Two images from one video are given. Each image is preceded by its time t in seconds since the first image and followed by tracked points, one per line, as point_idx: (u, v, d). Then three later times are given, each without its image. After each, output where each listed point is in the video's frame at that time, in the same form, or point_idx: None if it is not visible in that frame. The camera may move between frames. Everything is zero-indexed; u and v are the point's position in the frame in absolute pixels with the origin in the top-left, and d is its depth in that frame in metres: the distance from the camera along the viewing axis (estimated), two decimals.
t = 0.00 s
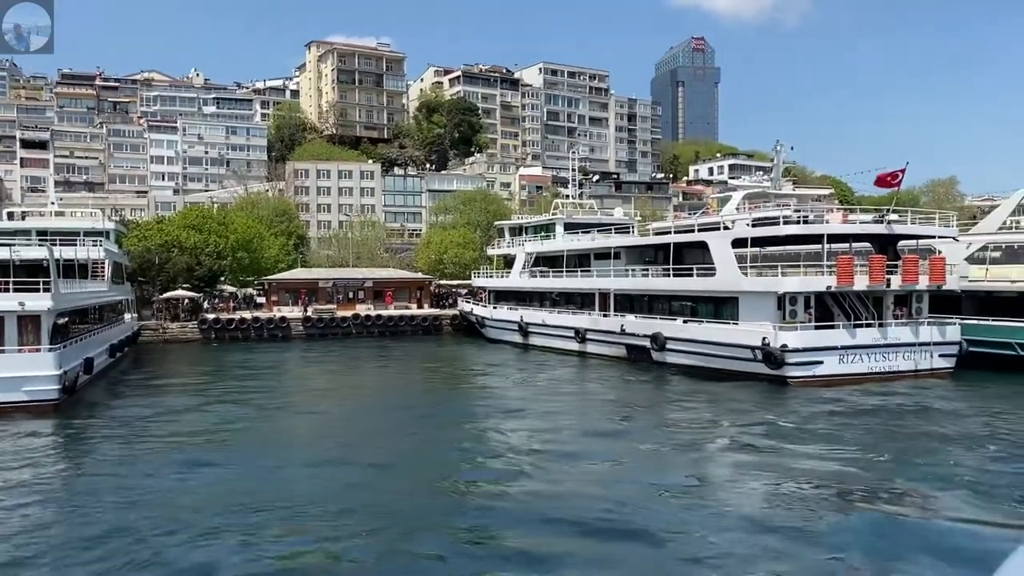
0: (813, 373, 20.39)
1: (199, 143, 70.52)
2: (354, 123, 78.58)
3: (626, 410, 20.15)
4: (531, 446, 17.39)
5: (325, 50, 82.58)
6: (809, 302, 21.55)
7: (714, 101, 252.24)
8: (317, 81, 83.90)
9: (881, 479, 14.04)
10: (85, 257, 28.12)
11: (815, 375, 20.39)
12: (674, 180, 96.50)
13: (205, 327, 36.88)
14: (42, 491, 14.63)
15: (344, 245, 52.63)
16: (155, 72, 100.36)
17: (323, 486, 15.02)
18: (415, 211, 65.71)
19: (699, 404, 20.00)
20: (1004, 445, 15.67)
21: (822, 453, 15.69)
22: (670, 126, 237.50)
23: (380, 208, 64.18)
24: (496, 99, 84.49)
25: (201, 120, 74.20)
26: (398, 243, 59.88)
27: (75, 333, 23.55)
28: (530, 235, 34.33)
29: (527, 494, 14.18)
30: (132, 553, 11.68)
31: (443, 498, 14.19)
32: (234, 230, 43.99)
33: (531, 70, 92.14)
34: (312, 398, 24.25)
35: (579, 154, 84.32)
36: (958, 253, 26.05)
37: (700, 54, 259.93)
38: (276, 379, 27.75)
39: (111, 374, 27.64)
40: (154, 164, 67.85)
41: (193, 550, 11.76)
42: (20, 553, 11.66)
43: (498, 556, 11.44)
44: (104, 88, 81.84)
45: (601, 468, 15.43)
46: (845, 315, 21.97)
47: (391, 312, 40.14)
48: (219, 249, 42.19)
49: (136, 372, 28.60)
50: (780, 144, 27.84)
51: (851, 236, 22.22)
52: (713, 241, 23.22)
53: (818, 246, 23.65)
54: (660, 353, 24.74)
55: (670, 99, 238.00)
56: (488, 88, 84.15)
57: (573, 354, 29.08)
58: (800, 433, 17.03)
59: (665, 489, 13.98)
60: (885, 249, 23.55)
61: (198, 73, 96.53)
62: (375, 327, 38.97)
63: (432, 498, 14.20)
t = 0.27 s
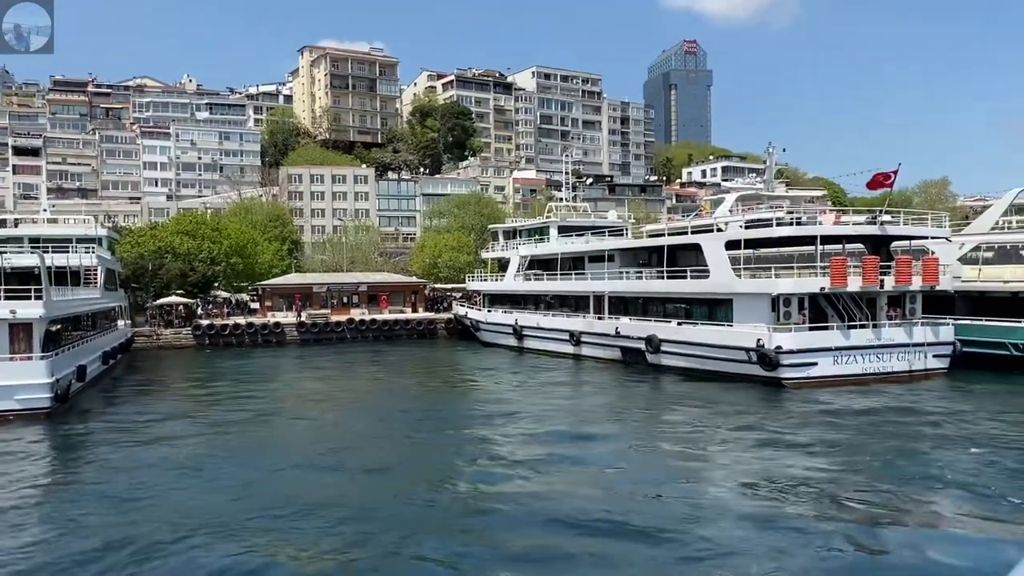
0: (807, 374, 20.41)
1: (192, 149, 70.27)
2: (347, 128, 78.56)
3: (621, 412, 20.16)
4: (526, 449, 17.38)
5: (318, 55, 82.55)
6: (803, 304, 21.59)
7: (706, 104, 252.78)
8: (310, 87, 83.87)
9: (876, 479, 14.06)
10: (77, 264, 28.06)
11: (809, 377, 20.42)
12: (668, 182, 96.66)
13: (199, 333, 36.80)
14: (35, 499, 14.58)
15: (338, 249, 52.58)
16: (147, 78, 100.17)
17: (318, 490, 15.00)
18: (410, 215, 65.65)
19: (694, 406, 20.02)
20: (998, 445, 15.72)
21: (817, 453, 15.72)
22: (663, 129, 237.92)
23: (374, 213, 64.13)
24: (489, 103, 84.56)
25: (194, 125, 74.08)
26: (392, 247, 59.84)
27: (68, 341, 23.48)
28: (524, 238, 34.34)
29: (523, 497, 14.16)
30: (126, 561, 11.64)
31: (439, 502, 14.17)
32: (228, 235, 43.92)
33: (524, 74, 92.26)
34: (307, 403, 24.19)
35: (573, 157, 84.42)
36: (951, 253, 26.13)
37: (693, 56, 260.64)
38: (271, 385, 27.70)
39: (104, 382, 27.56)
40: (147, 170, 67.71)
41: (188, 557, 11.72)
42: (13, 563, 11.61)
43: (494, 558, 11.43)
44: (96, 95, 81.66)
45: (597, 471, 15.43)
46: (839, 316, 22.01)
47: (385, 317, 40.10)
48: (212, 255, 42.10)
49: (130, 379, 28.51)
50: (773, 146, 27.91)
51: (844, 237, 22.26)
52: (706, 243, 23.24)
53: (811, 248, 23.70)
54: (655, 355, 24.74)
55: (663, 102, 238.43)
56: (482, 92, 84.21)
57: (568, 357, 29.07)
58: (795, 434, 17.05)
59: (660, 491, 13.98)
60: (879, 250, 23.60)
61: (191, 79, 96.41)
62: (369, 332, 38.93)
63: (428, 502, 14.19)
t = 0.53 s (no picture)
0: (806, 376, 20.39)
1: (189, 155, 70.33)
2: (344, 133, 78.63)
3: (619, 415, 20.12)
4: (526, 453, 17.34)
5: (314, 60, 82.64)
6: (801, 305, 21.58)
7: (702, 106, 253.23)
8: (306, 92, 83.89)
9: (877, 480, 14.04)
10: (73, 271, 28.02)
11: (808, 379, 20.39)
12: (665, 185, 96.77)
13: (197, 340, 36.79)
14: (32, 508, 14.51)
15: (335, 255, 52.58)
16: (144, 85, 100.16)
17: (317, 496, 14.94)
18: (407, 220, 65.66)
19: (693, 409, 19.98)
20: (997, 445, 15.71)
21: (816, 455, 15.69)
22: (659, 131, 238.37)
23: (371, 218, 64.14)
24: (485, 108, 84.65)
25: (190, 132, 74.09)
26: (389, 252, 59.87)
27: (64, 349, 23.42)
28: (521, 242, 34.34)
29: (523, 501, 14.12)
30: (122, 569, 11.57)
31: (439, 507, 14.12)
32: (225, 241, 43.91)
33: (520, 78, 92.38)
34: (305, 409, 24.13)
35: (569, 161, 84.53)
36: (948, 254, 26.14)
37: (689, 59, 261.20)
38: (269, 390, 27.64)
39: (101, 389, 27.49)
40: (144, 177, 67.69)
41: (186, 564, 11.67)
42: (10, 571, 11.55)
43: (494, 562, 11.38)
44: (92, 102, 81.63)
45: (597, 475, 15.39)
46: (837, 317, 22.00)
47: (383, 321, 40.09)
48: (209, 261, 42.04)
49: (127, 387, 28.44)
50: (769, 148, 27.93)
51: (841, 238, 22.26)
52: (704, 245, 23.24)
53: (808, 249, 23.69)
54: (653, 358, 24.71)
55: (659, 105, 238.81)
56: (478, 96, 84.31)
57: (566, 361, 29.04)
58: (795, 436, 17.02)
59: (661, 494, 13.95)
60: (876, 251, 23.61)
61: (187, 86, 96.41)
62: (367, 336, 38.92)
63: (428, 507, 14.15)
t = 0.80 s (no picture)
0: (806, 379, 20.26)
1: (185, 161, 70.13)
2: (341, 138, 78.52)
3: (619, 420, 19.99)
4: (525, 459, 17.20)
5: (310, 65, 82.56)
6: (801, 308, 21.46)
7: (699, 109, 253.41)
8: (303, 98, 83.81)
9: (879, 484, 13.90)
10: (68, 278, 27.88)
11: (808, 382, 20.26)
12: (662, 188, 96.71)
13: (193, 346, 36.66)
14: (25, 517, 14.35)
15: (332, 260, 52.43)
16: (140, 91, 99.97)
17: (315, 503, 14.79)
18: (404, 225, 65.51)
19: (692, 413, 19.84)
20: (999, 447, 15.58)
21: (817, 458, 15.56)
22: (656, 134, 238.51)
23: (368, 223, 64.00)
24: (482, 112, 84.61)
25: (187, 137, 73.92)
26: (386, 257, 59.74)
27: (59, 356, 23.26)
28: (518, 246, 34.22)
29: (522, 507, 13.99)
30: None
31: (437, 513, 13.98)
32: (221, 247, 43.76)
33: (517, 82, 92.35)
34: (302, 415, 23.97)
35: (566, 165, 84.45)
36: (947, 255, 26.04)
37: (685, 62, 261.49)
38: (265, 397, 27.48)
39: (97, 397, 27.32)
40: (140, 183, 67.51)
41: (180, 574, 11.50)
42: None
43: (493, 569, 11.23)
44: (88, 109, 81.47)
45: (596, 480, 15.25)
46: (837, 320, 21.90)
47: (381, 327, 39.93)
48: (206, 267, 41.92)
49: (123, 394, 28.26)
50: (766, 150, 27.84)
51: (840, 241, 22.16)
52: (702, 248, 23.13)
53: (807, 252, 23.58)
54: (651, 362, 24.58)
55: (656, 108, 238.95)
56: (475, 101, 84.23)
57: (564, 365, 28.91)
58: (795, 439, 16.91)
59: (661, 498, 13.82)
60: (875, 253, 23.51)
61: (183, 92, 96.27)
62: (364, 342, 38.77)
63: (427, 513, 14.01)
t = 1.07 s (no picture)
0: (804, 383, 20.25)
1: (183, 167, 70.03)
2: (339, 144, 78.58)
3: (617, 424, 19.96)
4: (524, 463, 17.19)
5: (308, 71, 82.64)
6: (798, 312, 21.47)
7: (696, 113, 253.71)
8: (300, 103, 83.86)
9: (877, 487, 13.89)
10: (65, 284, 27.89)
11: (806, 385, 20.26)
12: (660, 192, 96.80)
13: (191, 352, 36.61)
14: (21, 525, 14.31)
15: (330, 265, 52.44)
16: (137, 97, 99.92)
17: (313, 509, 14.76)
18: (402, 229, 65.49)
19: (690, 417, 19.83)
20: (997, 450, 15.59)
21: (815, 462, 15.55)
22: (654, 139, 238.77)
23: (366, 228, 64.02)
24: (480, 117, 84.66)
25: (184, 143, 73.90)
26: (384, 261, 59.76)
27: (55, 363, 23.22)
28: (516, 250, 34.23)
29: (521, 511, 13.96)
30: None
31: (436, 518, 13.96)
32: (219, 253, 43.74)
33: (514, 87, 92.46)
34: (300, 421, 23.93)
35: (564, 169, 84.49)
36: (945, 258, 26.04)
37: (682, 66, 261.97)
38: (263, 403, 27.45)
39: (94, 403, 27.27)
40: (138, 189, 67.49)
41: None
42: None
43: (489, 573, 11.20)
44: (86, 115, 81.44)
45: (595, 484, 15.23)
46: (835, 323, 21.88)
47: (379, 332, 39.92)
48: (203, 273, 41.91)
49: (120, 401, 28.21)
50: (763, 154, 27.86)
51: (837, 244, 22.17)
52: (700, 252, 23.13)
53: (804, 255, 23.56)
54: (649, 366, 24.57)
55: (653, 113, 239.23)
56: (472, 105, 84.29)
57: (562, 369, 28.90)
58: (794, 443, 16.90)
59: (658, 503, 13.81)
60: (873, 256, 23.52)
61: (181, 98, 96.29)
62: (362, 347, 38.75)
63: (426, 518, 13.98)
